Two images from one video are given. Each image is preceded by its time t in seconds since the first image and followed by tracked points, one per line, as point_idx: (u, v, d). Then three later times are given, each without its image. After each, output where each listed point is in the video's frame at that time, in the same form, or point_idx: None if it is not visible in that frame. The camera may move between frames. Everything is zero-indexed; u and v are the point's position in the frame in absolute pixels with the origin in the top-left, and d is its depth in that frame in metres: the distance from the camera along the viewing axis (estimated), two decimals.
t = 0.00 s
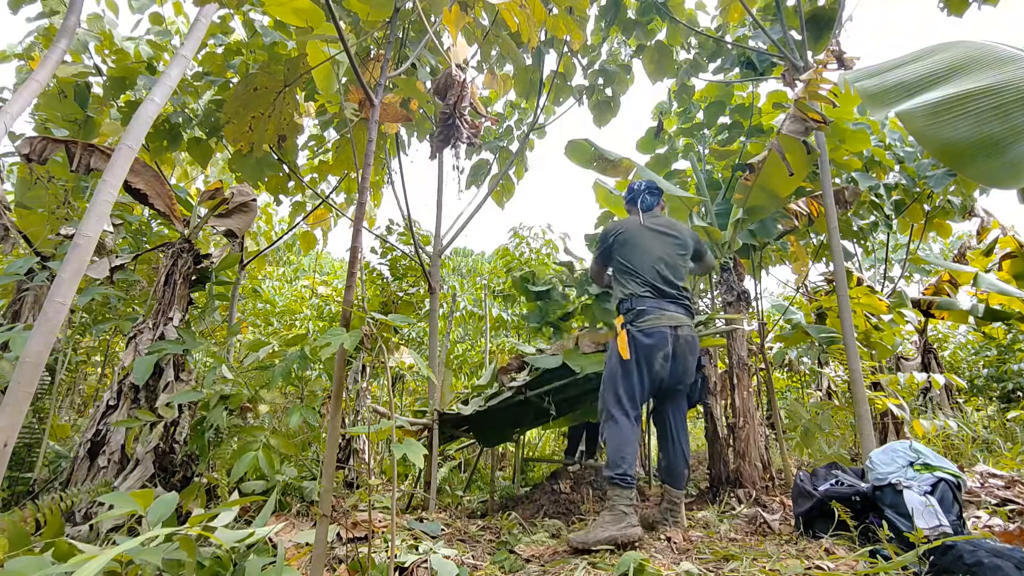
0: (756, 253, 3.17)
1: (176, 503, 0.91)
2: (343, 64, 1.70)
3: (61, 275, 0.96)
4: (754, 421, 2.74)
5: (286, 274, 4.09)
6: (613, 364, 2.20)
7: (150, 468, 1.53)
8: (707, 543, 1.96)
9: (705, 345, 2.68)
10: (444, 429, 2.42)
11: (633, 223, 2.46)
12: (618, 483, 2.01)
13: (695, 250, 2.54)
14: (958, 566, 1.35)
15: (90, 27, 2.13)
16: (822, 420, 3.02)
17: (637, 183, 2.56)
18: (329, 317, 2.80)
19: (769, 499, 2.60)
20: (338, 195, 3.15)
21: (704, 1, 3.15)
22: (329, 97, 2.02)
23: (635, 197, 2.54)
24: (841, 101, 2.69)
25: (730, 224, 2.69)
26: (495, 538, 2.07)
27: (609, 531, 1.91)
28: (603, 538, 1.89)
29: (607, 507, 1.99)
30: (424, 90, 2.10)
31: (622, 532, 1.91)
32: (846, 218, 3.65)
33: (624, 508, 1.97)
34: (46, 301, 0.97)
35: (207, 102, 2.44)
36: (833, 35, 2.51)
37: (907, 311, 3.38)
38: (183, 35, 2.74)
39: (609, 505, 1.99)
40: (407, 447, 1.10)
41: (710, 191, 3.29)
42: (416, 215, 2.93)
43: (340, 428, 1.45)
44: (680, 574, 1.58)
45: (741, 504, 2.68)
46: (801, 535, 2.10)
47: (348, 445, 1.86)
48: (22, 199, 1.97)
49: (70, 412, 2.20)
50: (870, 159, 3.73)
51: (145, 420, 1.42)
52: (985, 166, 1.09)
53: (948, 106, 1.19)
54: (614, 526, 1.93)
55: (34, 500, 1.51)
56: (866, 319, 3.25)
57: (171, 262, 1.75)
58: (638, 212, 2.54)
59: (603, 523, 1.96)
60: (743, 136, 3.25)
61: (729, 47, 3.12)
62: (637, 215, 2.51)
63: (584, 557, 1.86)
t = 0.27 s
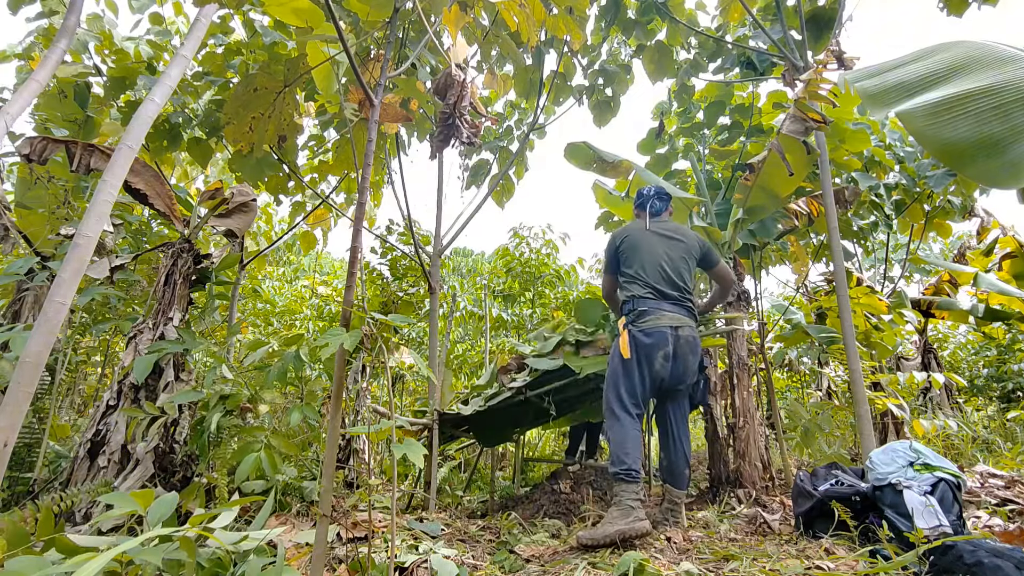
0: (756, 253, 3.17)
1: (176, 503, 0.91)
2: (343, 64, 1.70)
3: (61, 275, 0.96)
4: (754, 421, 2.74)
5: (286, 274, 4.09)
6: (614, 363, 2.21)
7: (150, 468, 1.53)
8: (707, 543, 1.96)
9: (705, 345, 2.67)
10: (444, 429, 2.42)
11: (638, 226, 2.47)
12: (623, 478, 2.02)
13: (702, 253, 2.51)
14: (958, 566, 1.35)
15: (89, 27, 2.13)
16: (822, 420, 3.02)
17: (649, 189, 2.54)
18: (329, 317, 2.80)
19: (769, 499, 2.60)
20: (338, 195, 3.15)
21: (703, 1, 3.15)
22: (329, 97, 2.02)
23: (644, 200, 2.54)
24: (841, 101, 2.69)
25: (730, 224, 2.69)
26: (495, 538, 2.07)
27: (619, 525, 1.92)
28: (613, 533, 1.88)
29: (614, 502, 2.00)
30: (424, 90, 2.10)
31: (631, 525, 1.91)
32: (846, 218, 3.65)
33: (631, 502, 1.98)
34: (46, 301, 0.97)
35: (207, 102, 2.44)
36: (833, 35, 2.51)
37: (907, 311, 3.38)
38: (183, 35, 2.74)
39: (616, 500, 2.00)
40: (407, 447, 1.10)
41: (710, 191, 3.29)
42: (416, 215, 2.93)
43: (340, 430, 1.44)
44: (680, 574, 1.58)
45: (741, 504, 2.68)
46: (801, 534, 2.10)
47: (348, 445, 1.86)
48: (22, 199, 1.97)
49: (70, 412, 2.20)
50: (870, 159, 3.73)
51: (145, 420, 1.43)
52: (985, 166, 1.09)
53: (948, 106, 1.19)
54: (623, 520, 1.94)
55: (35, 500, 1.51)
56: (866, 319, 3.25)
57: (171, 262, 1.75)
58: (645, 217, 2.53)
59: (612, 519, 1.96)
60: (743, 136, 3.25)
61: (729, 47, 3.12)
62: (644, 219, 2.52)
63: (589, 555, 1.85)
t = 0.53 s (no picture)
0: (756, 253, 3.17)
1: (175, 503, 0.91)
2: (343, 64, 1.70)
3: (61, 275, 0.96)
4: (754, 421, 2.74)
5: (286, 274, 4.09)
6: (612, 364, 2.22)
7: (150, 468, 1.53)
8: (707, 543, 1.96)
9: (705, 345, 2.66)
10: (444, 429, 2.43)
11: (638, 228, 2.49)
12: (620, 474, 2.03)
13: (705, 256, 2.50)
14: (958, 566, 1.35)
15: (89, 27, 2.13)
16: (822, 420, 3.02)
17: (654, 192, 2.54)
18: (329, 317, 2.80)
19: (769, 499, 2.60)
20: (338, 195, 3.15)
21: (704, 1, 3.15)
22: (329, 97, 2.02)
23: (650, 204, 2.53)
24: (841, 101, 2.69)
25: (730, 224, 2.69)
26: (495, 538, 2.07)
27: (618, 518, 1.93)
28: (610, 526, 1.89)
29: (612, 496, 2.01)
30: (424, 90, 2.10)
31: (628, 517, 1.91)
32: (846, 218, 3.65)
33: (628, 497, 1.99)
34: (45, 301, 0.97)
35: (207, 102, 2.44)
36: (833, 35, 2.51)
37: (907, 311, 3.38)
38: (183, 35, 2.74)
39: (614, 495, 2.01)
40: (407, 447, 1.10)
41: (710, 191, 3.29)
42: (416, 215, 2.93)
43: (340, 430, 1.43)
44: (680, 574, 1.58)
45: (741, 504, 2.68)
46: (801, 534, 2.10)
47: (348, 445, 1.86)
48: (22, 199, 1.97)
49: (70, 412, 2.20)
50: (870, 159, 3.73)
51: (144, 420, 1.43)
52: (985, 166, 1.09)
53: (948, 106, 1.19)
54: (622, 513, 1.96)
55: (35, 500, 1.51)
56: (866, 319, 3.25)
57: (171, 263, 1.75)
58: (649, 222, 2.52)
59: (611, 514, 1.97)
60: (743, 136, 3.25)
61: (729, 47, 3.12)
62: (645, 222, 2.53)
63: (591, 553, 1.85)
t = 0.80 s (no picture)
0: (756, 253, 3.17)
1: (175, 503, 0.91)
2: (343, 64, 1.70)
3: (61, 275, 0.96)
4: (754, 421, 2.74)
5: (286, 274, 4.09)
6: (612, 363, 2.21)
7: (150, 468, 1.53)
8: (706, 543, 1.96)
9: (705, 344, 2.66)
10: (444, 429, 2.43)
11: (639, 227, 2.48)
12: (619, 474, 2.03)
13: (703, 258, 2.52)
14: (958, 566, 1.35)
15: (89, 27, 2.13)
16: (822, 420, 3.02)
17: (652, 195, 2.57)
18: (329, 317, 2.80)
19: (769, 499, 2.60)
20: (338, 195, 3.15)
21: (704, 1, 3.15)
22: (329, 97, 2.02)
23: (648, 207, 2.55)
24: (841, 101, 2.69)
25: (730, 224, 2.69)
26: (495, 538, 2.07)
27: (616, 515, 1.94)
28: (610, 524, 1.89)
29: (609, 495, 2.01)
30: (424, 90, 2.10)
31: (628, 515, 1.92)
32: (847, 218, 3.65)
33: (627, 496, 1.99)
34: (45, 301, 0.97)
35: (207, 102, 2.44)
36: (833, 35, 2.51)
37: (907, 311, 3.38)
38: (182, 35, 2.74)
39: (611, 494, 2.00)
40: (407, 447, 1.10)
41: (710, 191, 3.28)
42: (416, 215, 2.93)
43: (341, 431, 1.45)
44: (680, 574, 1.57)
45: (741, 504, 2.68)
46: (801, 534, 2.10)
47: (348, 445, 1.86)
48: (21, 199, 1.97)
49: (70, 412, 2.20)
50: (870, 159, 3.73)
51: (145, 420, 1.44)
52: (985, 166, 1.09)
53: (948, 106, 1.19)
54: (620, 511, 1.96)
55: (34, 500, 1.51)
56: (866, 319, 3.25)
57: (171, 263, 1.75)
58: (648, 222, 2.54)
59: (609, 512, 1.97)
60: (743, 136, 3.25)
61: (729, 47, 3.12)
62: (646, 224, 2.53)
63: (591, 553, 1.84)
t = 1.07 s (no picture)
0: (756, 253, 3.17)
1: (175, 503, 0.91)
2: (343, 64, 1.69)
3: (61, 275, 0.97)
4: (754, 421, 2.74)
5: (286, 274, 4.09)
6: (613, 364, 2.19)
7: (150, 468, 1.53)
8: (706, 543, 1.96)
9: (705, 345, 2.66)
10: (444, 429, 2.43)
11: (639, 225, 2.46)
12: (621, 475, 2.03)
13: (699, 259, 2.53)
14: (958, 566, 1.35)
15: (89, 27, 2.13)
16: (822, 420, 3.02)
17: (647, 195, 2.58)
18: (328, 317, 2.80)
19: (768, 499, 2.59)
20: (338, 195, 3.15)
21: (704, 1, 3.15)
22: (329, 97, 2.02)
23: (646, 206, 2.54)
24: (841, 102, 2.69)
25: (730, 224, 2.70)
26: (495, 539, 2.07)
27: (618, 517, 1.95)
28: (614, 525, 1.90)
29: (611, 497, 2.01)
30: (424, 90, 2.10)
31: (630, 516, 1.94)
32: (846, 218, 3.65)
33: (629, 497, 2.00)
34: (45, 301, 0.97)
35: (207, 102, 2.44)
36: (833, 35, 2.51)
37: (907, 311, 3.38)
38: (183, 35, 2.74)
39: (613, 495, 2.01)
40: (407, 447, 1.10)
41: (710, 191, 3.29)
42: (416, 215, 2.93)
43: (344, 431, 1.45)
44: (680, 574, 1.58)
45: (741, 504, 2.68)
46: (801, 534, 2.10)
47: (349, 445, 1.86)
48: (21, 199, 1.97)
49: (70, 412, 2.20)
50: (870, 159, 3.73)
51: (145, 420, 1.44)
52: (985, 166, 1.09)
53: (948, 106, 1.19)
54: (621, 513, 1.97)
55: (34, 500, 1.51)
56: (866, 319, 3.25)
57: (171, 263, 1.75)
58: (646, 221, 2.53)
59: (611, 513, 1.98)
60: (743, 136, 3.25)
61: (729, 47, 3.12)
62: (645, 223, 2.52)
63: (592, 553, 1.84)
